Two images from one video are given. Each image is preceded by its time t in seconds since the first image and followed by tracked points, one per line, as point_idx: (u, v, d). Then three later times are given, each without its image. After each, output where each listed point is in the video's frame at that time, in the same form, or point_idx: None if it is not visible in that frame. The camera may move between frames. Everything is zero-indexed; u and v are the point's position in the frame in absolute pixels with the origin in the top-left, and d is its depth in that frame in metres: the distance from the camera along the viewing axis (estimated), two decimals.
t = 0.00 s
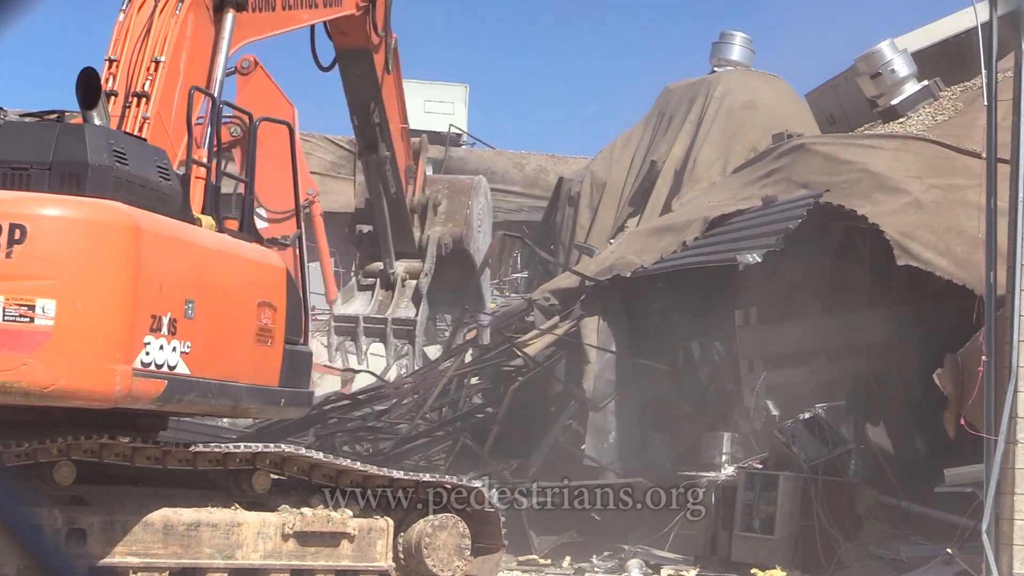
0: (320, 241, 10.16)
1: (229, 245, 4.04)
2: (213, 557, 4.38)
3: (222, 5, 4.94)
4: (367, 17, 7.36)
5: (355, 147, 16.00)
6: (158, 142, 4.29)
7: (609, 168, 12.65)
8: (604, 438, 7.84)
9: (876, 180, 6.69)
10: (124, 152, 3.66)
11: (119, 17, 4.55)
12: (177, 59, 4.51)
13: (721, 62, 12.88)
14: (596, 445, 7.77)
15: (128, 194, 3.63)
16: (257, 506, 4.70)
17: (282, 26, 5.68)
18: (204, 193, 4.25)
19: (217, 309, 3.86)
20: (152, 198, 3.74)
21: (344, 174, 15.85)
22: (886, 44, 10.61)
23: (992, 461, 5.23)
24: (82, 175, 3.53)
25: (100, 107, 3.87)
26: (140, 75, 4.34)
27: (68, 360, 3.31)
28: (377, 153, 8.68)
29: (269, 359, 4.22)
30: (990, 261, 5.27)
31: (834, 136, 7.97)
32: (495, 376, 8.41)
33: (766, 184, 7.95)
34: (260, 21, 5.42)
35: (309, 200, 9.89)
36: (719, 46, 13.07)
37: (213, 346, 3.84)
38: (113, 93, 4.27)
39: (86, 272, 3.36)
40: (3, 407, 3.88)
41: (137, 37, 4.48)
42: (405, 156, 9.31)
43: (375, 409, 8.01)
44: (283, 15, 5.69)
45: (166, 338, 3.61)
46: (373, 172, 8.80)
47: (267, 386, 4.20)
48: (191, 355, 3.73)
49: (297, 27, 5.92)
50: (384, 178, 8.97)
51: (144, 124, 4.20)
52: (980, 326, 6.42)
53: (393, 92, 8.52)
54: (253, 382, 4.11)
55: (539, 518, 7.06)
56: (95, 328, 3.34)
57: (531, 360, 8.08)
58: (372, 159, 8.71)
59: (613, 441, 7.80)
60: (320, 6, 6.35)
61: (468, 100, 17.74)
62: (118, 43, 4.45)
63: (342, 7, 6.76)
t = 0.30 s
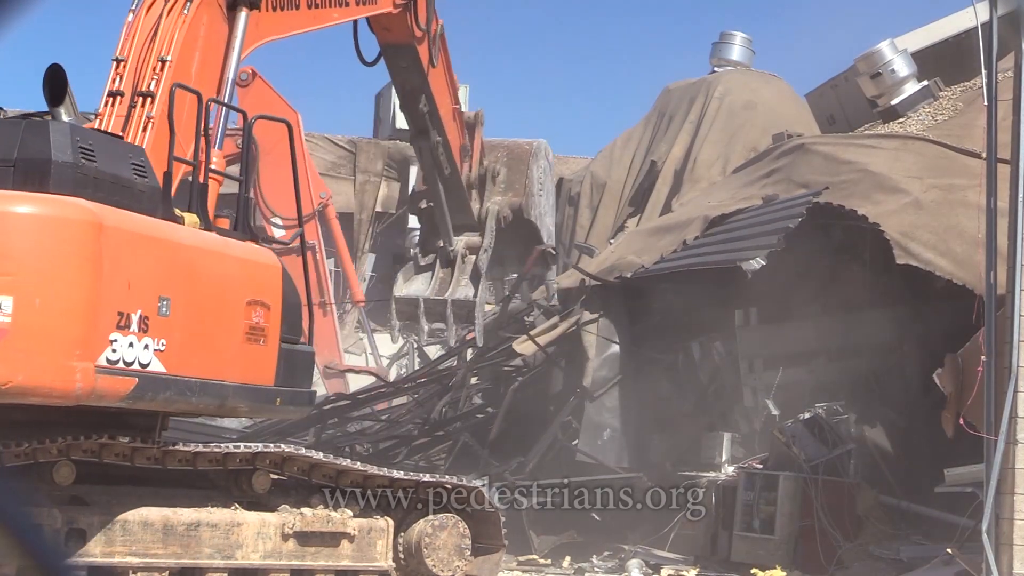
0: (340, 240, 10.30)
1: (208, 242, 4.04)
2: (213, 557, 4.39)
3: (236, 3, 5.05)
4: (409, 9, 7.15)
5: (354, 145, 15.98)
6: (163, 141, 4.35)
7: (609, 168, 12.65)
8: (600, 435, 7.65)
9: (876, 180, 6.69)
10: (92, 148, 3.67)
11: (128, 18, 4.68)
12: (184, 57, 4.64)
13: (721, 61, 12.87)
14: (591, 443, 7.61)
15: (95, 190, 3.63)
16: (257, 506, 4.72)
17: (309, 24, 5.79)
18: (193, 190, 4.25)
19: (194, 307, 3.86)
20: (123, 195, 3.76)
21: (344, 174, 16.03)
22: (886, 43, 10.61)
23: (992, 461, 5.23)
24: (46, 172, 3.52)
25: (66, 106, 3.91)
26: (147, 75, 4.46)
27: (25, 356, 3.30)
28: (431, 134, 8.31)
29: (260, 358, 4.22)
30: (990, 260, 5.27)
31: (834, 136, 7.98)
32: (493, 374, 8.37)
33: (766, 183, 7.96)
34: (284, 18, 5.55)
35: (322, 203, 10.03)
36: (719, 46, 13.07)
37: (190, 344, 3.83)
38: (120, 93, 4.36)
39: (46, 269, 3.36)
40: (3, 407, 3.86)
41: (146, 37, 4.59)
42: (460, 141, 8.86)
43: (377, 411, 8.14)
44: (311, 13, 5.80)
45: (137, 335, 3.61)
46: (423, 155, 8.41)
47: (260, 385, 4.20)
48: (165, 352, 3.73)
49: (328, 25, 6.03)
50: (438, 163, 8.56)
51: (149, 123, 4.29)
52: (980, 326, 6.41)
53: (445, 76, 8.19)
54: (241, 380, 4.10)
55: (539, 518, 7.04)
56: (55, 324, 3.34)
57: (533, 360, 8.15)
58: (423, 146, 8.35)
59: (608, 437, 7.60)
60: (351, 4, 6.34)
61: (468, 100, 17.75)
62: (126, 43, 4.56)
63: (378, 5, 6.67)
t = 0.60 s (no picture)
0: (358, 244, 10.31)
1: (196, 239, 4.04)
2: (212, 557, 4.40)
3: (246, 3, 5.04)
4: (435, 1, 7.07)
5: (354, 145, 16.01)
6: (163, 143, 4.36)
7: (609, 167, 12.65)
8: (602, 434, 7.83)
9: (876, 180, 6.68)
10: (71, 147, 3.69)
11: (134, 18, 4.67)
12: (189, 58, 4.66)
13: (721, 61, 12.87)
14: (592, 441, 7.78)
15: (74, 188, 3.65)
16: (257, 506, 4.73)
17: (324, 24, 5.79)
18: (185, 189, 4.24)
19: (179, 306, 3.86)
20: (105, 194, 3.76)
21: (344, 174, 16.08)
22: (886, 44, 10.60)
23: (992, 461, 5.23)
24: (23, 171, 3.53)
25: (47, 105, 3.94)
26: (151, 77, 4.48)
27: None
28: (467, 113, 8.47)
29: (254, 357, 4.22)
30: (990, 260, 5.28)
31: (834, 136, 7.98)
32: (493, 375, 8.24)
33: (766, 183, 7.95)
34: (301, 19, 5.56)
35: (336, 211, 10.02)
36: (719, 46, 13.07)
37: (175, 343, 3.84)
38: (124, 93, 4.36)
39: (20, 267, 3.37)
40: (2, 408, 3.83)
41: (152, 37, 4.60)
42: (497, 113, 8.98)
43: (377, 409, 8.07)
44: (326, 12, 5.82)
45: (117, 333, 3.62)
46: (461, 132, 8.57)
47: (254, 384, 4.20)
48: (148, 351, 3.73)
49: (346, 24, 6.05)
50: (475, 139, 8.77)
51: (151, 125, 4.30)
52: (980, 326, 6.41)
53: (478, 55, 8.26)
54: (232, 379, 4.10)
55: (539, 518, 7.03)
56: (28, 323, 3.35)
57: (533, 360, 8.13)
58: (461, 125, 8.54)
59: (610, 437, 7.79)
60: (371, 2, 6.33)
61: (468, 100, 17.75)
62: (131, 42, 4.56)
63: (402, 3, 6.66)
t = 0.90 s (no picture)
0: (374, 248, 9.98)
1: (188, 238, 4.04)
2: (213, 557, 4.41)
3: (250, 3, 5.04)
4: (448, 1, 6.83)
5: (354, 146, 15.91)
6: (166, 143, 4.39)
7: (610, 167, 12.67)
8: (602, 434, 7.56)
9: (876, 180, 6.64)
10: (62, 146, 3.70)
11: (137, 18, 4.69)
12: (191, 60, 4.68)
13: (721, 61, 12.86)
14: (592, 442, 7.52)
15: (65, 187, 3.66)
16: (257, 506, 4.76)
17: (330, 26, 5.77)
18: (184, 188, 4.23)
19: (171, 305, 3.86)
20: (96, 193, 3.78)
21: (344, 174, 15.90)
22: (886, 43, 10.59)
23: (992, 461, 5.23)
24: (11, 169, 3.55)
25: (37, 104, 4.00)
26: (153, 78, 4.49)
27: None
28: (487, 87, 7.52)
29: (250, 357, 4.22)
30: (990, 260, 5.28)
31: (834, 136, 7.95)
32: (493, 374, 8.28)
33: (766, 183, 7.93)
34: (306, 19, 5.56)
35: (347, 216, 9.66)
36: (719, 46, 13.07)
37: (167, 342, 3.84)
38: (126, 93, 4.37)
39: (7, 267, 3.37)
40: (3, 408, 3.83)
41: (154, 38, 4.61)
42: (517, 80, 7.83)
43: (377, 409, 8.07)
44: (333, 13, 5.82)
45: (108, 333, 3.62)
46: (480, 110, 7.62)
47: (250, 384, 4.20)
48: (140, 351, 3.73)
49: (353, 25, 6.03)
50: (497, 114, 7.70)
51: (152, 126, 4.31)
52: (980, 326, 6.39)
53: (495, 34, 7.60)
54: (228, 379, 4.10)
55: (540, 518, 7.02)
56: (15, 322, 3.36)
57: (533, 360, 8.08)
58: (481, 104, 7.61)
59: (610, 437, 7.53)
60: (381, 4, 6.26)
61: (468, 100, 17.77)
62: (133, 42, 4.57)
63: (413, 4, 6.52)
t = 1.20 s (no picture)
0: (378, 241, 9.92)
1: (186, 238, 4.04)
2: (213, 557, 4.41)
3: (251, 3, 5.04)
4: None
5: (354, 146, 15.88)
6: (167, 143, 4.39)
7: (610, 167, 12.67)
8: (605, 438, 7.48)
9: (876, 180, 6.59)
10: (60, 146, 3.70)
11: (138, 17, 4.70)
12: (192, 61, 4.69)
13: (721, 61, 12.87)
14: (594, 445, 7.44)
15: (62, 187, 3.67)
16: (257, 506, 4.77)
17: (330, 25, 5.77)
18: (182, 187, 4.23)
19: (170, 305, 3.87)
20: (94, 193, 3.79)
21: (344, 174, 15.87)
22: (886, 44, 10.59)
23: (992, 461, 5.24)
24: (9, 169, 3.55)
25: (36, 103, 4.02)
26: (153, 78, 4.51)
27: None
28: (494, 57, 7.43)
29: (251, 357, 4.22)
30: (990, 260, 5.27)
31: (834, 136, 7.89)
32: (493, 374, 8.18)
33: (766, 184, 7.90)
34: (307, 19, 5.55)
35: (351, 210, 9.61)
36: (719, 46, 13.07)
37: (166, 342, 3.84)
38: (126, 93, 4.39)
39: (4, 266, 3.37)
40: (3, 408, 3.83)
41: (154, 38, 4.63)
42: (524, 40, 7.62)
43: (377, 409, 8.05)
44: (334, 12, 5.81)
45: (105, 333, 3.62)
46: (489, 79, 7.61)
47: (250, 384, 4.20)
48: (138, 351, 3.74)
49: (354, 24, 6.02)
50: (505, 79, 7.70)
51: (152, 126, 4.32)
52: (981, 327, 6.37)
53: (497, 3, 7.35)
54: (228, 379, 4.11)
55: (540, 518, 7.01)
56: (13, 321, 3.36)
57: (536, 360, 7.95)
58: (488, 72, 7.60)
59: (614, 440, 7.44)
60: (382, 2, 6.24)
61: (468, 100, 17.77)
62: (133, 42, 4.59)
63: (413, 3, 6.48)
